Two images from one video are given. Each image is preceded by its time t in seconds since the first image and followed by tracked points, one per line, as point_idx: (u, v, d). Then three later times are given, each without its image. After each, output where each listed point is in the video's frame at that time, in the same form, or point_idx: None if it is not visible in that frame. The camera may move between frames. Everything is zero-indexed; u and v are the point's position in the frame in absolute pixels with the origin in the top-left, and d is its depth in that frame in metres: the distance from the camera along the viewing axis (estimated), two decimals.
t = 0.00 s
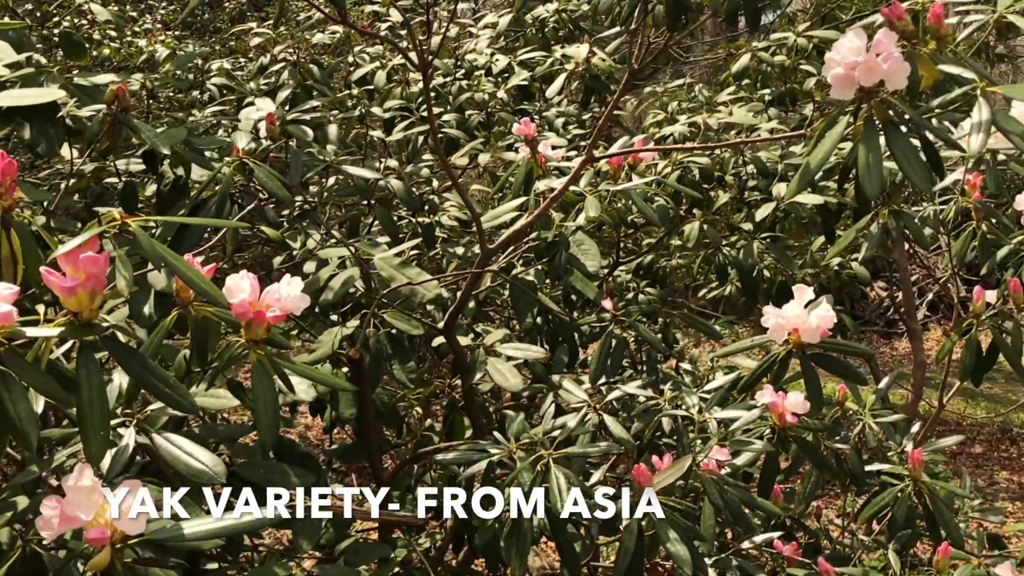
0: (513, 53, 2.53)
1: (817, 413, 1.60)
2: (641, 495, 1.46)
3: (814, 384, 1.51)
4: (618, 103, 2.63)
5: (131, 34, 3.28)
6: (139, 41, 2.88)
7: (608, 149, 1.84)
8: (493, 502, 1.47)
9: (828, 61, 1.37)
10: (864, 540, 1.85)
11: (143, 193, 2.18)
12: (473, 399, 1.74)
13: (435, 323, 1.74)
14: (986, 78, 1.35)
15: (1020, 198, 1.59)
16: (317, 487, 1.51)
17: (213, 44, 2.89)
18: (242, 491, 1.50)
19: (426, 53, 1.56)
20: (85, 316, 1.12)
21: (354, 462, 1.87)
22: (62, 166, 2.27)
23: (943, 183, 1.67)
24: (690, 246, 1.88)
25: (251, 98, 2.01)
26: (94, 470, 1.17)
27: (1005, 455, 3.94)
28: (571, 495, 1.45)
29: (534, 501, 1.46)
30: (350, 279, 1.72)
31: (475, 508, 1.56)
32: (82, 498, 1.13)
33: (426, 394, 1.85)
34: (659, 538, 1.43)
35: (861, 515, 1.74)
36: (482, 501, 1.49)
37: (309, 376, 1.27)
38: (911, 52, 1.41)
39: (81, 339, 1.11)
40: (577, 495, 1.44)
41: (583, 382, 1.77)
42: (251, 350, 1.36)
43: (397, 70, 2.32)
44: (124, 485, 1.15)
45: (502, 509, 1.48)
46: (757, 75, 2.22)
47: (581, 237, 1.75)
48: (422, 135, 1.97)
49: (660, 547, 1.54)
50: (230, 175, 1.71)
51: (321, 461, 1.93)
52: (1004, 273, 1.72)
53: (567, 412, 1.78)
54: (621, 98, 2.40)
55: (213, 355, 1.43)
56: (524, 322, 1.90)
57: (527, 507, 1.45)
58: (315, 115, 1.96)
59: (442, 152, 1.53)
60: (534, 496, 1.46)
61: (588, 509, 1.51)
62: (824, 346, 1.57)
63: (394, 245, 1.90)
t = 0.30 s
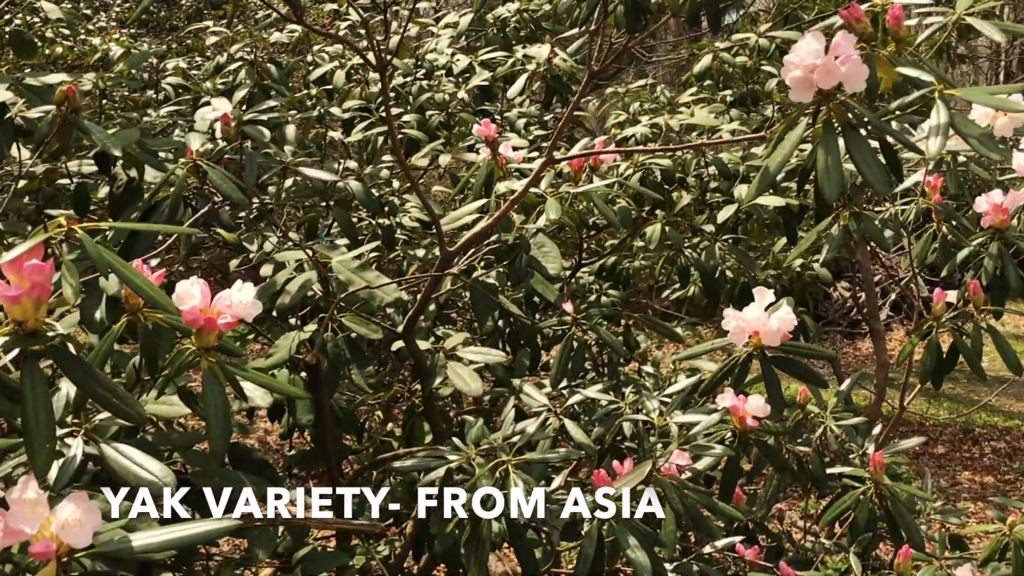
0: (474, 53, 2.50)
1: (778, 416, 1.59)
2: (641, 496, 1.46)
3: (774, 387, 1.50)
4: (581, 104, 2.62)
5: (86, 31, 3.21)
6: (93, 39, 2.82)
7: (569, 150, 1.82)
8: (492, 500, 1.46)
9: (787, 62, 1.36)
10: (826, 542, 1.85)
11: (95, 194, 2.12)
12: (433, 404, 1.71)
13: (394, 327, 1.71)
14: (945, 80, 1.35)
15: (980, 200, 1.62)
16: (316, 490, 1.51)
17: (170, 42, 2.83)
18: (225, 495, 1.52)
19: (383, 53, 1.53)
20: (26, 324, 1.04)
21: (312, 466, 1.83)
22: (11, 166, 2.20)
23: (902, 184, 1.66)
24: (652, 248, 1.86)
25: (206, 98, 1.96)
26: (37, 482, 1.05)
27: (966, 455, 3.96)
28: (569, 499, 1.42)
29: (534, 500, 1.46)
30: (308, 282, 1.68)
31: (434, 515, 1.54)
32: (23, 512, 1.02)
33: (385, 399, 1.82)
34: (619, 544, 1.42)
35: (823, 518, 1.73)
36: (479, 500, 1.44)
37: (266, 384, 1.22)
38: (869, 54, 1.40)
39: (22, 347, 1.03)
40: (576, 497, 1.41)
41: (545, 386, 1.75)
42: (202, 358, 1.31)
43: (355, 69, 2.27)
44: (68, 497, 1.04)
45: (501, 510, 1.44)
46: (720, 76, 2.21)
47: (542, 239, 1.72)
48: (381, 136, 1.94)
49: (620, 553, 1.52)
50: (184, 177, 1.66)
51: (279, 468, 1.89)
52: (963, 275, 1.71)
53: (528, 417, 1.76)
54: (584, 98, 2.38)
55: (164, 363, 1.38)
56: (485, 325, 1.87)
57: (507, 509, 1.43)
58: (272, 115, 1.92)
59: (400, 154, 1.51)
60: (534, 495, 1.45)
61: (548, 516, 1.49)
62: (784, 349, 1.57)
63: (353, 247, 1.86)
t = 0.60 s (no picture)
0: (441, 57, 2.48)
1: (745, 424, 1.58)
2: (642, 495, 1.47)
3: (742, 394, 1.49)
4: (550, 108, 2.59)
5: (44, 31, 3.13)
6: (53, 40, 2.76)
7: (537, 155, 1.80)
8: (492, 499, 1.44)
9: (753, 67, 1.34)
10: (794, 551, 1.84)
11: (52, 197, 2.06)
12: (398, 413, 1.69)
13: (360, 335, 1.68)
14: (911, 86, 1.33)
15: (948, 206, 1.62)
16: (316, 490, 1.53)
17: (135, 42, 2.78)
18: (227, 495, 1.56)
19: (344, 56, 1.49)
20: None
21: (274, 475, 1.80)
22: None
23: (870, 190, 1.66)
24: (621, 253, 1.85)
25: (169, 100, 1.92)
26: None
27: (938, 460, 3.97)
28: (570, 496, 1.43)
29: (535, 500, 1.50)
30: (270, 289, 1.65)
31: (397, 526, 1.51)
32: None
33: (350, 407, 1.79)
34: (586, 555, 1.39)
35: (791, 526, 1.72)
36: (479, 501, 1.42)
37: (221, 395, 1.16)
38: (836, 60, 1.38)
39: None
40: (579, 495, 1.42)
41: (511, 393, 1.73)
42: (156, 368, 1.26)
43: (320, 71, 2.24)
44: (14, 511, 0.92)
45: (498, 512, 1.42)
46: (691, 79, 2.19)
47: (508, 245, 1.70)
48: (347, 140, 1.91)
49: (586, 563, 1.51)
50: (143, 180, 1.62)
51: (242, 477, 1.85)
52: (932, 281, 1.70)
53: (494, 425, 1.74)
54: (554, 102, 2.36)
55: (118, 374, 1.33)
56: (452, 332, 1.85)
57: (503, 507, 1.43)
58: (236, 118, 1.88)
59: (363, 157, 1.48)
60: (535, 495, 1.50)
61: (513, 526, 1.47)
62: (752, 355, 1.55)
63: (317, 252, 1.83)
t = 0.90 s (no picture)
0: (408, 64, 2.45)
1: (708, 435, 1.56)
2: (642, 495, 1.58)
3: (705, 406, 1.47)
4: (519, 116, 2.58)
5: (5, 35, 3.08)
6: (14, 45, 2.71)
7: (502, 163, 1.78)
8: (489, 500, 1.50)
9: (713, 78, 1.32)
10: (760, 563, 1.83)
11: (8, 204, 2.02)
12: (359, 425, 1.67)
13: (321, 346, 1.65)
14: (873, 97, 1.32)
15: (912, 216, 1.59)
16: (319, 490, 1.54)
17: (97, 47, 2.75)
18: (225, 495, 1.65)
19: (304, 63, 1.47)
20: None
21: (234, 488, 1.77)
22: None
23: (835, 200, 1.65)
24: (586, 263, 1.83)
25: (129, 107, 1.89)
26: None
27: (910, 469, 3.97)
28: (572, 496, 1.42)
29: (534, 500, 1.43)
30: (230, 299, 1.62)
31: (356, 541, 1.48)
32: None
33: (310, 419, 1.77)
34: (546, 570, 1.37)
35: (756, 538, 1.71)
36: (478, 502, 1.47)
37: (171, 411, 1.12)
38: (798, 71, 1.36)
39: None
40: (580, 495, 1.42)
41: (474, 405, 1.71)
42: (104, 384, 1.23)
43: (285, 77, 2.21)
44: None
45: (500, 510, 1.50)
46: (659, 87, 2.19)
47: (472, 255, 1.68)
48: (310, 147, 1.88)
49: None
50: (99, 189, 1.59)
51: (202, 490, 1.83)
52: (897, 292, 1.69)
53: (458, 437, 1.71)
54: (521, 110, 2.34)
55: (65, 390, 1.29)
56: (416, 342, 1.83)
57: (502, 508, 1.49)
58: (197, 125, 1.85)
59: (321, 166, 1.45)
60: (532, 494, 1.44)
61: (472, 541, 1.45)
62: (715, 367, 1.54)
63: (279, 262, 1.80)
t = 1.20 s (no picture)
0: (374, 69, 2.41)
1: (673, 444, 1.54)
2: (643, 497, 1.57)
3: (671, 415, 1.46)
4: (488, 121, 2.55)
5: None
6: None
7: (468, 170, 1.76)
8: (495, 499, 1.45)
9: (675, 84, 1.30)
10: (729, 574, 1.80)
11: None
12: (323, 434, 1.64)
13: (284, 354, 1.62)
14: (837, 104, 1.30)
15: (879, 222, 1.57)
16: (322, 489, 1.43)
17: (62, 52, 2.71)
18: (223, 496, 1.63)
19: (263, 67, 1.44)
20: None
21: (195, 501, 1.73)
22: None
23: (802, 206, 1.63)
24: (555, 269, 1.82)
25: (92, 112, 1.86)
26: None
27: (885, 476, 3.86)
28: (571, 496, 1.43)
29: (536, 500, 1.44)
30: (191, 307, 1.59)
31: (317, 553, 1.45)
32: None
33: (274, 428, 1.74)
34: None
35: (724, 549, 1.68)
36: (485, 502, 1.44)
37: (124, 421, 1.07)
38: (760, 78, 1.34)
39: None
40: (580, 495, 1.44)
41: (439, 415, 1.69)
42: (55, 395, 1.16)
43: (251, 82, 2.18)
44: None
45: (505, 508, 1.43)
46: (631, 93, 2.18)
47: (438, 261, 1.65)
48: (274, 153, 1.85)
49: None
50: (56, 196, 1.56)
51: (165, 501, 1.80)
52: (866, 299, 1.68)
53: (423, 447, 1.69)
54: (492, 116, 2.32)
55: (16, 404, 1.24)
56: (383, 350, 1.81)
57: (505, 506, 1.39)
58: (161, 130, 1.81)
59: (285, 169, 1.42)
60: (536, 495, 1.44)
61: (435, 552, 1.43)
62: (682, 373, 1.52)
63: (243, 269, 1.77)
